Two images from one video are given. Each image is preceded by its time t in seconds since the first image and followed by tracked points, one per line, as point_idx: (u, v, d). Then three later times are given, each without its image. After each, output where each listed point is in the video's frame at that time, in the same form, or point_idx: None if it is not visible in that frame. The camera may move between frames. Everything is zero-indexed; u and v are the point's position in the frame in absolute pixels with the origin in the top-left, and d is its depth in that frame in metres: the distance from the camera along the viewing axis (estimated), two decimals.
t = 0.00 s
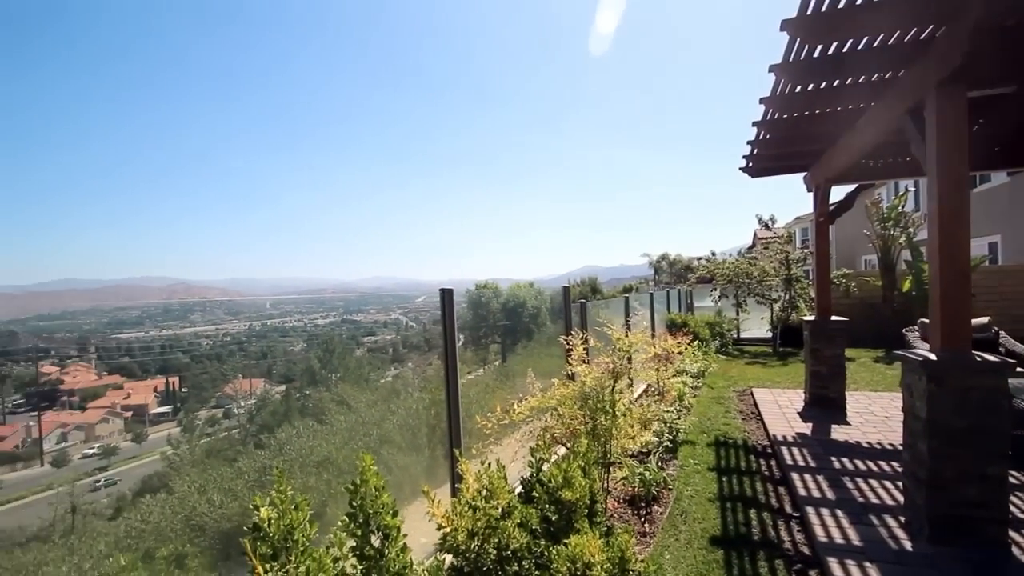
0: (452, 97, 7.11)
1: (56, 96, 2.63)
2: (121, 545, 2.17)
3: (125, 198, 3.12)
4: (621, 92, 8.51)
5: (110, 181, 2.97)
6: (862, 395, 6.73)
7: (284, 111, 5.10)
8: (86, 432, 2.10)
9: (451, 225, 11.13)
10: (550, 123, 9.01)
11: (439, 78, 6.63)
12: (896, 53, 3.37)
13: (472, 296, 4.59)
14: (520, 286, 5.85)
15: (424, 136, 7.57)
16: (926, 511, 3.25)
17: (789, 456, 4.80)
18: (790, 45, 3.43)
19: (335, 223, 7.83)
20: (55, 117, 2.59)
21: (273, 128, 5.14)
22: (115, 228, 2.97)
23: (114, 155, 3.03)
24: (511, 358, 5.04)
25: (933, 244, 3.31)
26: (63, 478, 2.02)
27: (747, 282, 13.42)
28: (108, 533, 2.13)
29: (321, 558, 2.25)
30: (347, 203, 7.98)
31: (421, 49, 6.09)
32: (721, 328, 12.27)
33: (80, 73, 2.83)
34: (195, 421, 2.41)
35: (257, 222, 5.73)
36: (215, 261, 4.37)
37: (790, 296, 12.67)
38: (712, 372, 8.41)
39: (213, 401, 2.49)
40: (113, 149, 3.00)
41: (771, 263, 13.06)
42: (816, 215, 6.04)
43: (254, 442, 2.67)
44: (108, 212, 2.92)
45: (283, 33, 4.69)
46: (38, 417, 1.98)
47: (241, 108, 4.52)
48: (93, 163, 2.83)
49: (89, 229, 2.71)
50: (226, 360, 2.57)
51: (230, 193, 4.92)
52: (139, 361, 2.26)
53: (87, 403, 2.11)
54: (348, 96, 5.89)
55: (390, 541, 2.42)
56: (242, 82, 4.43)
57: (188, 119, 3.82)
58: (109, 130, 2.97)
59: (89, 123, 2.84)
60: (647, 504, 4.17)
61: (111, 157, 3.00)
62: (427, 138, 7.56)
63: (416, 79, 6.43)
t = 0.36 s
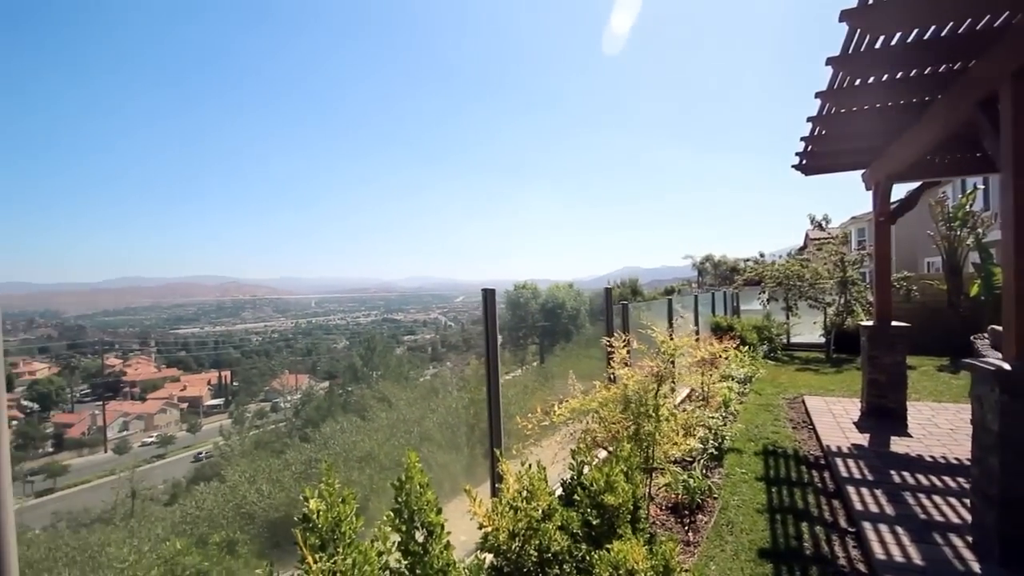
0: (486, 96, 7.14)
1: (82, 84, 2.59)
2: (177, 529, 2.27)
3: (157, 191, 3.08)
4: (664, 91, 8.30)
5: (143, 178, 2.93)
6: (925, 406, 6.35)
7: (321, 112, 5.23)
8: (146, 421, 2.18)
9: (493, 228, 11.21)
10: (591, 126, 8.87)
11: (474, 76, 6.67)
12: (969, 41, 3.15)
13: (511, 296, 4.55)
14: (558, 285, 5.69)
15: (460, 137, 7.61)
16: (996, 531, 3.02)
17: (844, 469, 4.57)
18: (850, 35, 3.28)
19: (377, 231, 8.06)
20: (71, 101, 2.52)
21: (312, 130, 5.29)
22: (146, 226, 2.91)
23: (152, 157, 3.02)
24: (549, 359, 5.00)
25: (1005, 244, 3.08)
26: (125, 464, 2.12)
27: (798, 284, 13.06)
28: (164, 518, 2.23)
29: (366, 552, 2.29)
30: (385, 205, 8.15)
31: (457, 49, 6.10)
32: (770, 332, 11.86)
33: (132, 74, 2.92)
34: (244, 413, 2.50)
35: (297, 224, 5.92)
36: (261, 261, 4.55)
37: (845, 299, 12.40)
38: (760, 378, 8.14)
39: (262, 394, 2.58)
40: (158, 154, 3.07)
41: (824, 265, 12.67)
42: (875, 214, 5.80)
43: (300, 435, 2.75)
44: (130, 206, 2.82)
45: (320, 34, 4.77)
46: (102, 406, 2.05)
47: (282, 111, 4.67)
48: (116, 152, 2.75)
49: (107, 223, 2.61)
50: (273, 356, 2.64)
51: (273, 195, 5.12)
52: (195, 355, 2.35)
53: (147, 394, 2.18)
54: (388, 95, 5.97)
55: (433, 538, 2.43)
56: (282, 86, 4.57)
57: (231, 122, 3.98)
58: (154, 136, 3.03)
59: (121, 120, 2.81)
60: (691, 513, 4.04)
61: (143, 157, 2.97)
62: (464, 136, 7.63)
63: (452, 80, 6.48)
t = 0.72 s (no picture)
0: (518, 95, 7.06)
1: (14, 67, 2.50)
2: (225, 517, 2.33)
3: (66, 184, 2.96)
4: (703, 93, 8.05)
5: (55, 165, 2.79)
6: (988, 410, 6.03)
7: (307, 105, 5.24)
8: (194, 414, 2.22)
9: (529, 226, 11.25)
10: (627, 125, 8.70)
11: (502, 73, 6.55)
12: None
13: (543, 297, 4.42)
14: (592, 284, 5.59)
15: (488, 133, 7.58)
16: None
17: (898, 475, 4.35)
18: (906, 23, 3.16)
19: (380, 224, 8.19)
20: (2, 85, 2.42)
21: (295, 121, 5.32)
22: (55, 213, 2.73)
23: (71, 145, 2.96)
24: (584, 358, 4.96)
25: None
26: (174, 454, 2.16)
27: (849, 283, 12.42)
28: (213, 506, 2.28)
29: (409, 544, 2.30)
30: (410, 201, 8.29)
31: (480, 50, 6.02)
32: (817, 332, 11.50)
33: (70, 61, 2.93)
34: (285, 408, 2.54)
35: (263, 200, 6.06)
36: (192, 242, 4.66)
37: (898, 296, 11.93)
38: (806, 379, 7.90)
39: (302, 390, 2.61)
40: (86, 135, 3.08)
41: (875, 262, 12.02)
42: (933, 208, 5.55)
43: (339, 429, 2.80)
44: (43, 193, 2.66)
45: (314, 35, 4.73)
46: (154, 398, 2.10)
47: (256, 102, 4.71)
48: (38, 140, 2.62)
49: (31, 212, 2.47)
50: (313, 352, 2.69)
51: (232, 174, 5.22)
52: (240, 351, 2.36)
53: (196, 387, 2.22)
54: (395, 97, 5.90)
55: (475, 533, 2.44)
56: (262, 78, 4.59)
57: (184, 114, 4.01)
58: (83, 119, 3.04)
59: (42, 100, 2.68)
60: (734, 517, 3.93)
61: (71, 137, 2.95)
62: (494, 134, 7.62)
63: (471, 79, 6.40)
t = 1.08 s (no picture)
0: (545, 90, 6.96)
1: (72, 78, 2.58)
2: (270, 510, 2.38)
3: (128, 183, 3.00)
4: (737, 85, 7.82)
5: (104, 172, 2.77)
6: None
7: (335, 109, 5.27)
8: (238, 410, 2.28)
9: (562, 224, 11.21)
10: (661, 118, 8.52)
11: (536, 67, 6.55)
12: None
13: (578, 294, 4.37)
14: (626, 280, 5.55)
15: (517, 131, 7.55)
16: None
17: (956, 477, 4.13)
18: None
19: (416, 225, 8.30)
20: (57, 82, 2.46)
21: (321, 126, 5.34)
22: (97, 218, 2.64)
23: (128, 152, 2.99)
24: (618, 355, 4.88)
25: None
26: (221, 449, 2.21)
27: (899, 275, 11.92)
28: (258, 499, 2.34)
29: (451, 540, 2.37)
30: (441, 202, 8.34)
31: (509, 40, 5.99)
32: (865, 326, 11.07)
33: (128, 69, 2.96)
34: (323, 404, 2.59)
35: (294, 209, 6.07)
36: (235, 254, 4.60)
37: (953, 290, 11.39)
38: (853, 376, 7.63)
39: (338, 387, 2.65)
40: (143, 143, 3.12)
41: (928, 253, 11.65)
42: (990, 195, 5.27)
43: (375, 425, 2.84)
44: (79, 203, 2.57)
45: (336, 34, 4.80)
46: (201, 395, 2.15)
47: (290, 106, 4.76)
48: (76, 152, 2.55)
49: (64, 224, 2.41)
50: (348, 350, 2.73)
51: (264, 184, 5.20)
52: (280, 349, 2.43)
53: (239, 384, 2.28)
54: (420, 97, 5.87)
55: (519, 529, 2.44)
56: (293, 82, 4.65)
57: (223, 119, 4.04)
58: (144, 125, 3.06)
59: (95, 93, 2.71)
60: (780, 518, 3.81)
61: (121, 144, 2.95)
62: (522, 131, 7.59)
63: (497, 75, 6.40)
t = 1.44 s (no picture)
0: (569, 80, 6.86)
1: (99, 68, 2.59)
2: (313, 498, 2.43)
3: (160, 176, 2.99)
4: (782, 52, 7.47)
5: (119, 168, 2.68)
6: None
7: (360, 110, 5.35)
8: (281, 402, 2.33)
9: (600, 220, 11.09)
10: (700, 109, 8.29)
11: (561, 58, 6.47)
12: None
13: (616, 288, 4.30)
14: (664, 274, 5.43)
15: (548, 125, 7.47)
16: None
17: None
18: None
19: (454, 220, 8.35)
20: (90, 79, 2.53)
21: (347, 128, 5.43)
22: (104, 223, 2.52)
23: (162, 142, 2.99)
24: (656, 353, 4.78)
25: None
26: (266, 439, 2.26)
27: (957, 268, 11.45)
28: (302, 488, 2.39)
29: (494, 533, 2.37)
30: (474, 199, 8.35)
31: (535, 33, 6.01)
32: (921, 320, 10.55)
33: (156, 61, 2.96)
34: (361, 398, 2.63)
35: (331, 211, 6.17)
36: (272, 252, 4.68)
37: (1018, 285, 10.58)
38: (909, 376, 7.27)
39: (376, 380, 2.70)
40: (177, 136, 3.15)
41: (991, 244, 10.96)
42: None
43: (412, 419, 2.87)
44: (81, 210, 2.42)
45: (353, 30, 4.84)
46: (247, 387, 2.19)
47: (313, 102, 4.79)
48: (88, 149, 2.48)
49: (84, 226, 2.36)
50: (385, 345, 2.77)
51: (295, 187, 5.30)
52: (320, 343, 2.48)
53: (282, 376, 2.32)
54: (442, 96, 5.93)
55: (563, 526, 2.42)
56: (313, 80, 4.69)
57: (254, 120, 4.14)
58: (179, 123, 3.14)
59: (135, 90, 2.79)
60: (831, 522, 3.66)
61: (159, 137, 2.98)
62: (553, 127, 7.53)
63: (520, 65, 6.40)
